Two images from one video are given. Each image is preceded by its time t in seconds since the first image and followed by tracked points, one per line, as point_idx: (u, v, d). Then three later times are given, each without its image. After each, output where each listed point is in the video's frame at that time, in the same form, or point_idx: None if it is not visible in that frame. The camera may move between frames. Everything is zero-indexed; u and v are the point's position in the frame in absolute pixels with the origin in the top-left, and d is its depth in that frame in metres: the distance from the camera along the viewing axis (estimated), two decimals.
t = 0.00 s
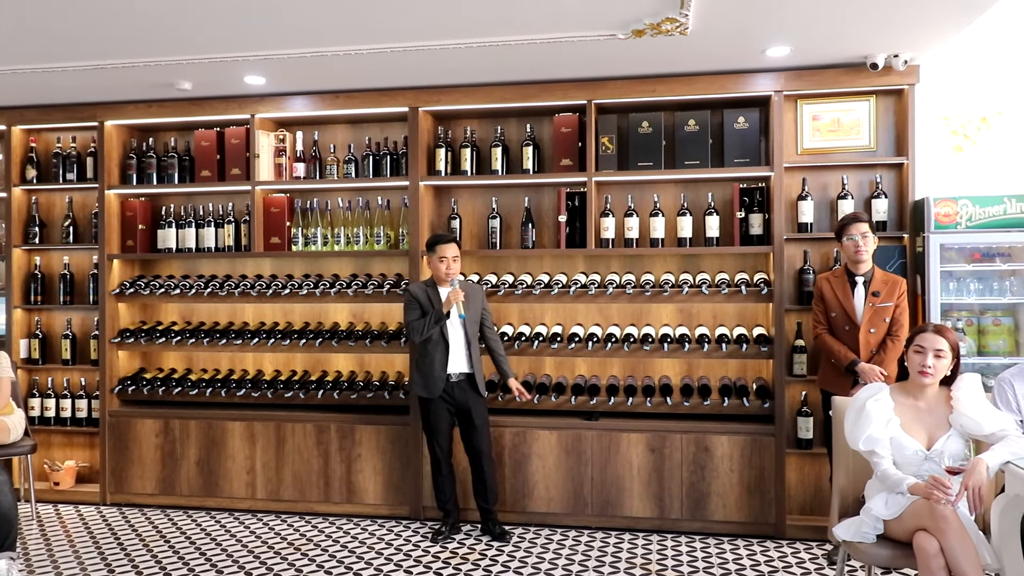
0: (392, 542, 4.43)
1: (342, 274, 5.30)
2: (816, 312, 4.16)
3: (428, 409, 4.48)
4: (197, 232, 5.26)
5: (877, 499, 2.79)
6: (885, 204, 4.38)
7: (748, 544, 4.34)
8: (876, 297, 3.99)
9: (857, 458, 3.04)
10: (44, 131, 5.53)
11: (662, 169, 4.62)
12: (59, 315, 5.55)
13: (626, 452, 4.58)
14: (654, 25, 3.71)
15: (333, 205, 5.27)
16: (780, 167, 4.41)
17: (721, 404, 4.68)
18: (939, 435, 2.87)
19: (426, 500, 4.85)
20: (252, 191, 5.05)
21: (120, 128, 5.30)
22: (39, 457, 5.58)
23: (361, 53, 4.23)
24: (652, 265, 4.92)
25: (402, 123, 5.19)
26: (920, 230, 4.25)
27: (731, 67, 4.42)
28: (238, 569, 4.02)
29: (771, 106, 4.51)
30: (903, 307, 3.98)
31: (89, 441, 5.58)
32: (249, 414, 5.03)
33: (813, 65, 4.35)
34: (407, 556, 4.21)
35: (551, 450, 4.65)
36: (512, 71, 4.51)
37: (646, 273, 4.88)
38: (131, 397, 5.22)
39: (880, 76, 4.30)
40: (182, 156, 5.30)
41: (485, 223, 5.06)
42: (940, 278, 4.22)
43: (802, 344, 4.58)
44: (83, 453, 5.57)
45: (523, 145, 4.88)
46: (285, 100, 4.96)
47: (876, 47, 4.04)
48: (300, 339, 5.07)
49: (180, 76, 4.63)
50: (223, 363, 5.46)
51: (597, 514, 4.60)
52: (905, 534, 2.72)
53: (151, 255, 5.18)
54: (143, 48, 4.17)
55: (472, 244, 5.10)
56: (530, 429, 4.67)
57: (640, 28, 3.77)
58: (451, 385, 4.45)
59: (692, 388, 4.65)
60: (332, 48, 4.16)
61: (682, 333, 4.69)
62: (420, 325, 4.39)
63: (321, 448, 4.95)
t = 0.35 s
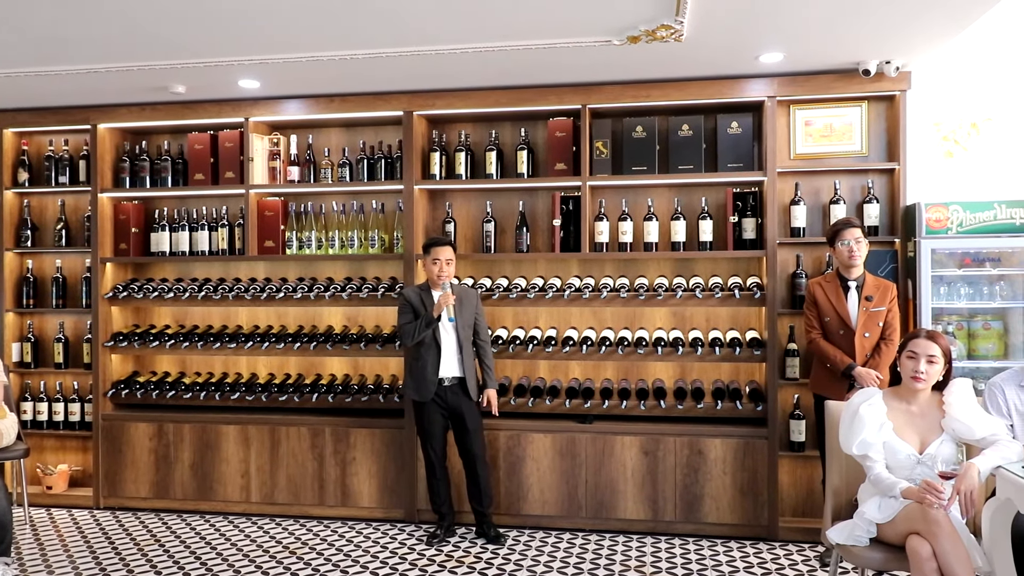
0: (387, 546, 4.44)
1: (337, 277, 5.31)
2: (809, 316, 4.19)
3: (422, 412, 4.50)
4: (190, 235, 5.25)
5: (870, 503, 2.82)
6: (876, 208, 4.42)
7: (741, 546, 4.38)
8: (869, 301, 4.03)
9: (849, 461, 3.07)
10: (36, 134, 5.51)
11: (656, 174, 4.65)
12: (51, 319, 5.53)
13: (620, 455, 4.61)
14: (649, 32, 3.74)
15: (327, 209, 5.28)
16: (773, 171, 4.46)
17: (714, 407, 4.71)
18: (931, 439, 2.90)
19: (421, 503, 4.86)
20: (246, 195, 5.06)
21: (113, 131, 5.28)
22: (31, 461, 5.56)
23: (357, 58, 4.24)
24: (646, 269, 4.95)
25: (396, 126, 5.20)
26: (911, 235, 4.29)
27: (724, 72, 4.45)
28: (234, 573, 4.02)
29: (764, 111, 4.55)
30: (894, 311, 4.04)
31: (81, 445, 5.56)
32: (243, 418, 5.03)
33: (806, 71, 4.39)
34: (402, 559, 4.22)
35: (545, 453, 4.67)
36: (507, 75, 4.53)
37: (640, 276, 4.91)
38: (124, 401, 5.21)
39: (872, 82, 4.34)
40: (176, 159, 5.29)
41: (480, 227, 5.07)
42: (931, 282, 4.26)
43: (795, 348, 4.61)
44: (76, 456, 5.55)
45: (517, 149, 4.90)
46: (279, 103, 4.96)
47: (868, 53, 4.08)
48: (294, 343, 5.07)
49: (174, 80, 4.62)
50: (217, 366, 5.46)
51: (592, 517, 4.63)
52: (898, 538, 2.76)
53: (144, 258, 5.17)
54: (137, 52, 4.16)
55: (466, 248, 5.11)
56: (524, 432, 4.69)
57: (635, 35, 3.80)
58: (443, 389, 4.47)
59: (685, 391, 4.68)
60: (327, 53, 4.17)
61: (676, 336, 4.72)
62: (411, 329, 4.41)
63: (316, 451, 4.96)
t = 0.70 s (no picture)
0: (381, 544, 4.44)
1: (330, 275, 5.30)
2: (803, 314, 4.19)
3: (416, 411, 4.50)
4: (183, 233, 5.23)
5: (863, 501, 2.84)
6: (868, 207, 4.44)
7: (734, 543, 4.40)
8: (863, 299, 4.06)
9: (842, 459, 3.09)
10: (27, 132, 5.48)
11: (649, 173, 4.66)
12: (43, 317, 5.51)
13: (614, 453, 4.62)
14: (643, 31, 3.74)
15: (320, 207, 5.27)
16: (767, 171, 4.46)
17: (707, 405, 4.73)
18: (924, 437, 2.92)
19: (414, 501, 4.87)
20: (239, 193, 5.04)
21: (105, 128, 5.26)
22: (24, 460, 5.54)
23: (350, 56, 4.23)
24: (639, 268, 4.96)
25: (389, 124, 5.19)
26: (903, 234, 4.31)
27: (717, 71, 4.46)
28: (228, 572, 4.01)
29: (757, 110, 4.56)
30: (888, 309, 4.06)
31: (74, 444, 5.54)
32: (236, 416, 5.02)
33: (798, 70, 4.41)
34: (397, 557, 4.22)
35: (539, 451, 4.68)
36: (500, 74, 4.53)
37: (633, 275, 4.92)
38: (116, 399, 5.19)
39: (864, 81, 4.36)
40: (168, 157, 5.27)
41: (473, 225, 5.07)
42: (922, 281, 4.28)
43: (788, 346, 4.63)
44: (68, 455, 5.53)
45: (511, 147, 4.90)
46: (272, 101, 4.95)
47: (860, 52, 4.10)
48: (287, 341, 5.07)
49: (166, 77, 4.60)
50: (210, 365, 5.45)
51: (585, 514, 4.64)
52: (890, 535, 2.78)
53: (136, 257, 5.15)
54: (129, 50, 4.15)
55: (459, 246, 5.11)
56: (518, 430, 4.70)
57: (629, 33, 3.80)
58: (437, 388, 4.47)
59: (679, 389, 4.70)
60: (321, 51, 4.16)
61: (669, 334, 4.74)
62: (405, 327, 4.43)
63: (310, 450, 4.95)
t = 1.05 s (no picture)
0: (381, 540, 4.46)
1: (329, 272, 5.31)
2: (800, 311, 4.22)
3: (416, 407, 4.51)
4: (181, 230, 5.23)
5: (861, 497, 2.86)
6: (866, 205, 4.46)
7: (732, 538, 4.43)
8: (861, 297, 4.08)
9: (840, 455, 3.11)
10: (26, 129, 5.48)
11: (648, 170, 4.67)
12: (42, 314, 5.52)
13: (612, 449, 4.65)
14: (642, 29, 3.76)
15: (319, 204, 5.27)
16: (764, 169, 4.48)
17: (706, 402, 4.75)
18: (921, 434, 2.95)
19: (414, 498, 4.88)
20: (238, 190, 5.04)
21: (103, 125, 5.26)
22: (23, 457, 5.55)
23: (349, 54, 4.24)
24: (637, 265, 4.97)
25: (388, 122, 5.20)
26: (900, 231, 4.34)
27: (715, 69, 4.47)
28: (229, 568, 4.03)
29: (755, 108, 4.58)
30: (885, 307, 4.09)
31: (73, 440, 5.56)
32: (236, 413, 5.04)
33: (796, 68, 4.42)
34: (396, 553, 4.24)
35: (538, 448, 4.70)
36: (500, 72, 4.53)
37: (632, 272, 4.93)
38: (116, 396, 5.20)
39: (862, 79, 4.37)
40: (167, 154, 5.27)
41: (472, 222, 5.09)
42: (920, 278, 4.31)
43: (786, 343, 4.65)
44: (67, 452, 5.54)
45: (510, 145, 4.91)
46: (271, 98, 4.95)
47: (859, 51, 4.11)
48: (287, 338, 5.08)
49: (165, 75, 4.60)
50: (209, 362, 5.46)
51: (584, 510, 4.67)
52: (887, 531, 2.80)
53: (135, 254, 5.15)
54: (129, 47, 4.15)
55: (459, 243, 5.12)
56: (517, 427, 4.73)
57: (628, 32, 3.81)
58: (437, 385, 4.48)
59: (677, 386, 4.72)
60: (320, 49, 4.16)
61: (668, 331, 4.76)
62: (405, 324, 4.43)
63: (309, 446, 4.97)
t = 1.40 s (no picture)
0: (383, 538, 4.48)
1: (330, 271, 5.34)
2: (800, 310, 4.24)
3: (418, 406, 4.54)
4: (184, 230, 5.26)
5: (860, 496, 2.88)
6: (865, 204, 4.49)
7: (733, 536, 4.45)
8: (859, 296, 4.10)
9: (839, 454, 3.13)
10: (28, 129, 5.51)
11: (648, 170, 4.69)
12: (45, 313, 5.55)
13: (613, 447, 4.67)
14: (642, 30, 3.78)
15: (320, 204, 5.29)
16: (764, 168, 4.49)
17: (706, 400, 4.77)
18: (919, 433, 2.97)
19: (416, 496, 4.91)
20: (240, 190, 5.07)
21: (106, 126, 5.28)
22: (26, 456, 5.58)
23: (351, 55, 4.26)
24: (638, 264, 4.99)
25: (389, 122, 5.22)
26: (899, 230, 4.36)
27: (715, 69, 4.49)
28: (232, 566, 4.05)
29: (755, 107, 4.59)
30: (884, 305, 4.10)
31: (76, 439, 5.59)
32: (238, 412, 5.07)
33: (796, 67, 4.44)
34: (398, 551, 4.27)
35: (539, 446, 4.73)
36: (500, 72, 4.55)
37: (632, 271, 4.96)
38: (119, 395, 5.23)
39: (861, 79, 4.39)
40: (169, 155, 5.29)
41: (473, 222, 5.11)
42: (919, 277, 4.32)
43: (786, 342, 4.67)
44: (71, 451, 5.57)
45: (511, 144, 4.93)
46: (273, 99, 4.97)
47: (857, 51, 4.13)
48: (289, 337, 5.10)
49: (168, 75, 4.63)
50: (212, 361, 5.49)
51: (585, 508, 4.69)
52: (886, 529, 2.83)
53: (138, 253, 5.18)
54: (131, 49, 4.17)
55: (460, 242, 5.15)
56: (518, 425, 4.75)
57: (628, 32, 3.83)
58: (439, 383, 4.50)
59: (677, 385, 4.75)
60: (322, 50, 4.18)
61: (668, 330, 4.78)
62: (406, 323, 4.47)
63: (311, 445, 5.00)
